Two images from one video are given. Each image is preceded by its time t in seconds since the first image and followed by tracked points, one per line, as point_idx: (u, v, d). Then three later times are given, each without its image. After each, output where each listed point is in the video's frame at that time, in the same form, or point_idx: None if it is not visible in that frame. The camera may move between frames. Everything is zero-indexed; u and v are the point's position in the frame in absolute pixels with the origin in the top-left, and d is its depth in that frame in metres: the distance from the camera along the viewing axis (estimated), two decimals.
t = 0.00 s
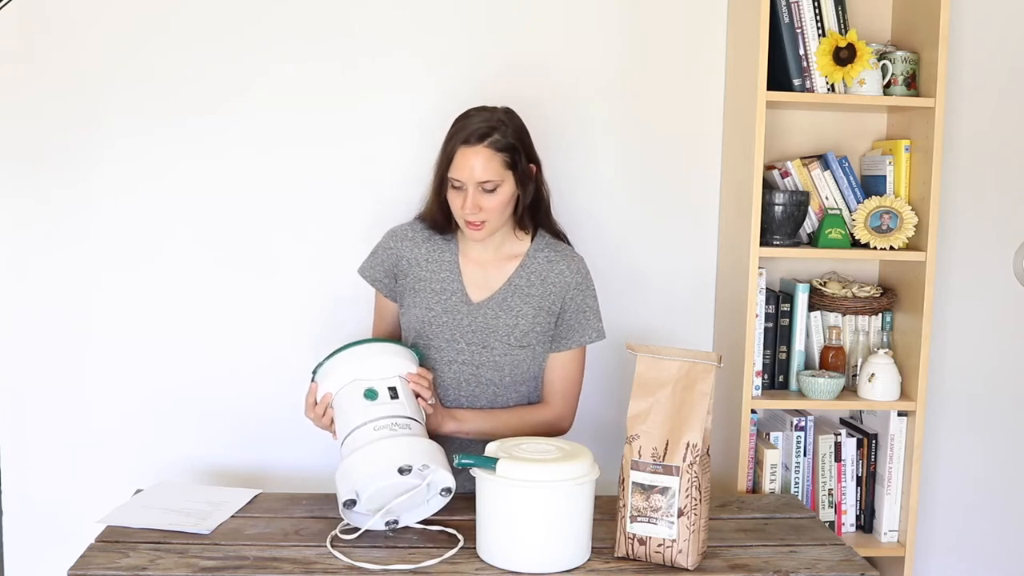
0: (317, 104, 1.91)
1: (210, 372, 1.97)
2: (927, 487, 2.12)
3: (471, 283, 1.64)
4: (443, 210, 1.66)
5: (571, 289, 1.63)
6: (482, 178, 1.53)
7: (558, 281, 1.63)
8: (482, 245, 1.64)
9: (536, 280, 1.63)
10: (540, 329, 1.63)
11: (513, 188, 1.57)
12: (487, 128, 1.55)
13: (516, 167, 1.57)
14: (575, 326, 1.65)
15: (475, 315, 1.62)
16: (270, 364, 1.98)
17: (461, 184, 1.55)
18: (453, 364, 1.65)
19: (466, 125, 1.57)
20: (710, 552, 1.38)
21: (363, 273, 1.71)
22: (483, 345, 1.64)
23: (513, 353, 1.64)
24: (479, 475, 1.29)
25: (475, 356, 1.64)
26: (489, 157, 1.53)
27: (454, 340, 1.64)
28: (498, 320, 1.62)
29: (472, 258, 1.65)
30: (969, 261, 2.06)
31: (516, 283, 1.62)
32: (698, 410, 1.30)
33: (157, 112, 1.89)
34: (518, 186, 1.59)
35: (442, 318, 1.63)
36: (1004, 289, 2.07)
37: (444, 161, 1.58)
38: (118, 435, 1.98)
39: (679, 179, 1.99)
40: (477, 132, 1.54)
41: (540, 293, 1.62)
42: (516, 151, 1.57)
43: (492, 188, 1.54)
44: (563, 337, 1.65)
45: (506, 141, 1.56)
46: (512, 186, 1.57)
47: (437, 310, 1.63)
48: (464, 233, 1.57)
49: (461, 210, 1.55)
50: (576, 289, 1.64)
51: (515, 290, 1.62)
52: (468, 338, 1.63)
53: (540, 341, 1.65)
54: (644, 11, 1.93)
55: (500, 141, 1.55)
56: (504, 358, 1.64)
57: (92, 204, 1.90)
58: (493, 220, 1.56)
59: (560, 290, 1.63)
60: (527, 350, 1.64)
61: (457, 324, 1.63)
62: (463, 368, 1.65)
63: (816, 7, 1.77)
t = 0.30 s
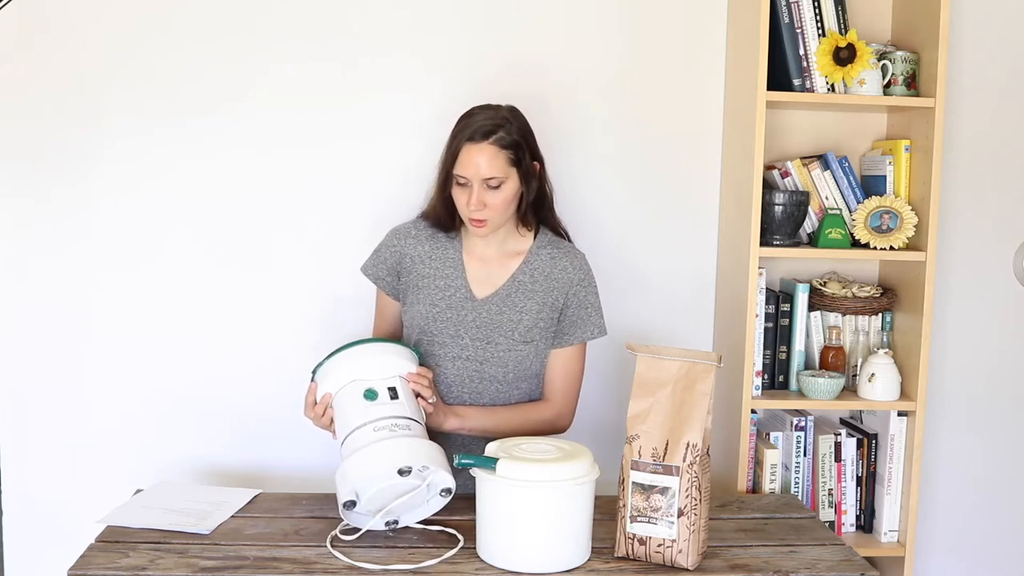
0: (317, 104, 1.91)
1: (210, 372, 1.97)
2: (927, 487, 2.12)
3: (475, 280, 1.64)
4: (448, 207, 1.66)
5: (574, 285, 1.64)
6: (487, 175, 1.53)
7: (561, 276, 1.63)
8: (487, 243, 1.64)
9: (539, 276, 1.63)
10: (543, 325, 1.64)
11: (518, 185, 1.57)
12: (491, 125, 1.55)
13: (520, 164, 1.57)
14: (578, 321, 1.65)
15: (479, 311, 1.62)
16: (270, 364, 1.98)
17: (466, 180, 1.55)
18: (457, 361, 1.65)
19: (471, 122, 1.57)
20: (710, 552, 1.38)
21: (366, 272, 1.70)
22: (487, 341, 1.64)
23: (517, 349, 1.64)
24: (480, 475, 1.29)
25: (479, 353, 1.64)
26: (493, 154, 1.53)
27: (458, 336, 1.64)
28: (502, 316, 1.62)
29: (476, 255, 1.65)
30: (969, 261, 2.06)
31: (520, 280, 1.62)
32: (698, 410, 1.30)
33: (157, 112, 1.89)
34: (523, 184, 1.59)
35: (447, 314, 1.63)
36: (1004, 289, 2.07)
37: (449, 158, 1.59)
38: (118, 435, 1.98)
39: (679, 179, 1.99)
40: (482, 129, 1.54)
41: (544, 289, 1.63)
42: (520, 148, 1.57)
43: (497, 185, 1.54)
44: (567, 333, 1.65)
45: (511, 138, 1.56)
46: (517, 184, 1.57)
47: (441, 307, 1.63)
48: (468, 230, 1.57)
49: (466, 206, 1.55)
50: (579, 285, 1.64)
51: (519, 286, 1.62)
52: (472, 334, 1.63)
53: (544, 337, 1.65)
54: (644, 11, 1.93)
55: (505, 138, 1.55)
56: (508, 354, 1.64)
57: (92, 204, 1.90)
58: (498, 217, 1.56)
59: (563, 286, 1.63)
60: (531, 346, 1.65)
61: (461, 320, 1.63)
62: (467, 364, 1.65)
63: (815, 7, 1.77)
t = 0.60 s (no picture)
0: (317, 104, 1.91)
1: (210, 372, 1.97)
2: (927, 487, 2.12)
3: (484, 281, 1.64)
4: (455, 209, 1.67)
5: (581, 286, 1.64)
6: (493, 173, 1.54)
7: (569, 277, 1.63)
8: (495, 244, 1.64)
9: (547, 278, 1.63)
10: (550, 326, 1.64)
11: (524, 184, 1.58)
12: (497, 124, 1.56)
13: (526, 163, 1.58)
14: (584, 323, 1.65)
15: (487, 312, 1.62)
16: (270, 364, 1.98)
17: (473, 179, 1.56)
18: (465, 361, 1.65)
19: (476, 121, 1.58)
20: (709, 552, 1.38)
21: (372, 272, 1.69)
22: (495, 342, 1.63)
23: (524, 350, 1.64)
24: (480, 475, 1.29)
25: (487, 354, 1.64)
26: (500, 152, 1.54)
27: (466, 337, 1.64)
28: (511, 317, 1.62)
29: (483, 256, 1.65)
30: (969, 261, 2.06)
31: (528, 280, 1.63)
32: (698, 410, 1.30)
33: (157, 112, 1.89)
34: (530, 183, 1.61)
35: (456, 314, 1.63)
36: (1004, 289, 2.07)
37: (456, 158, 1.60)
38: (118, 435, 1.98)
39: (679, 179, 1.99)
40: (488, 127, 1.56)
41: (551, 290, 1.63)
42: (526, 147, 1.59)
43: (504, 183, 1.56)
44: (573, 334, 1.65)
45: (517, 137, 1.57)
46: (523, 182, 1.58)
47: (450, 307, 1.64)
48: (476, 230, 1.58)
49: (473, 206, 1.56)
50: (586, 286, 1.64)
51: (527, 287, 1.62)
52: (481, 334, 1.63)
53: (550, 338, 1.65)
54: (644, 11, 1.93)
55: (511, 136, 1.56)
56: (516, 355, 1.64)
57: (92, 204, 1.90)
58: (506, 216, 1.57)
59: (571, 287, 1.63)
60: (539, 347, 1.64)
61: (470, 321, 1.63)
62: (475, 365, 1.65)
63: (815, 7, 1.77)
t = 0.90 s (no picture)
0: (316, 105, 1.91)
1: (210, 372, 1.97)
2: (927, 487, 2.12)
3: (490, 277, 1.64)
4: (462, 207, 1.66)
5: (588, 282, 1.64)
6: (497, 167, 1.54)
7: (576, 273, 1.64)
8: (502, 240, 1.64)
9: (554, 274, 1.63)
10: (558, 321, 1.64)
11: (528, 178, 1.59)
12: (501, 118, 1.57)
13: (530, 157, 1.59)
14: (591, 318, 1.65)
15: (495, 307, 1.62)
16: (270, 364, 1.98)
17: (477, 174, 1.57)
18: (473, 358, 1.65)
19: (481, 116, 1.59)
20: (709, 552, 1.38)
21: (379, 270, 1.70)
22: (502, 338, 1.64)
23: (531, 346, 1.64)
24: (479, 475, 1.29)
25: (494, 350, 1.64)
26: (503, 145, 1.55)
27: (474, 332, 1.64)
28: (518, 312, 1.62)
29: (490, 252, 1.65)
30: (969, 261, 2.06)
31: (535, 276, 1.63)
32: (698, 410, 1.30)
33: (157, 112, 1.89)
34: (534, 177, 1.61)
35: (463, 311, 1.63)
36: (1003, 289, 2.07)
37: (461, 154, 1.60)
38: (118, 435, 1.98)
39: (680, 179, 1.99)
40: (492, 121, 1.57)
41: (558, 286, 1.63)
42: (530, 141, 1.59)
43: (507, 177, 1.56)
44: (580, 330, 1.65)
45: (521, 131, 1.57)
46: (527, 176, 1.58)
47: (457, 304, 1.64)
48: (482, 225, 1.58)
49: (477, 199, 1.56)
50: (593, 282, 1.65)
51: (534, 283, 1.63)
52: (488, 330, 1.63)
53: (557, 334, 1.65)
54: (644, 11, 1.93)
55: (515, 130, 1.57)
56: (523, 351, 1.64)
57: (92, 204, 1.90)
58: (510, 210, 1.57)
59: (578, 282, 1.64)
60: (546, 343, 1.65)
61: (477, 317, 1.63)
62: (482, 361, 1.65)
63: (815, 7, 1.77)
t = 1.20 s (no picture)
0: (316, 105, 1.91)
1: (211, 372, 1.97)
2: (927, 487, 2.12)
3: (495, 275, 1.64)
4: (463, 205, 1.66)
5: (592, 279, 1.64)
6: (492, 161, 1.55)
7: (580, 270, 1.64)
8: (505, 237, 1.65)
9: (558, 270, 1.63)
10: (562, 318, 1.64)
11: (526, 171, 1.59)
12: (493, 113, 1.57)
13: (527, 151, 1.59)
14: (595, 315, 1.65)
15: (498, 304, 1.62)
16: (270, 364, 1.98)
17: (474, 171, 1.57)
18: (477, 354, 1.65)
19: (476, 112, 1.60)
20: (710, 552, 1.38)
21: (383, 268, 1.70)
22: (506, 335, 1.64)
23: (535, 342, 1.64)
24: (480, 475, 1.29)
25: (498, 347, 1.64)
26: (497, 140, 1.55)
27: (477, 330, 1.64)
28: (522, 309, 1.62)
29: (494, 250, 1.65)
30: (969, 261, 2.06)
31: (539, 273, 1.63)
32: (698, 410, 1.30)
33: (157, 112, 1.89)
34: (533, 170, 1.61)
35: (467, 308, 1.64)
36: (1003, 289, 2.07)
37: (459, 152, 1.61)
38: (118, 435, 1.98)
39: (680, 178, 1.99)
40: (486, 117, 1.57)
41: (561, 282, 1.63)
42: (526, 134, 1.59)
43: (505, 171, 1.56)
44: (584, 326, 1.65)
45: (515, 125, 1.58)
46: (525, 169, 1.58)
47: (461, 301, 1.64)
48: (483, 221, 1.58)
49: (476, 195, 1.57)
50: (597, 278, 1.64)
51: (537, 280, 1.63)
52: (492, 327, 1.63)
53: (561, 331, 1.65)
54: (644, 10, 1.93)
55: (509, 125, 1.57)
56: (527, 347, 1.64)
57: (91, 204, 1.90)
58: (510, 205, 1.57)
59: (582, 279, 1.64)
60: (550, 339, 1.64)
61: (481, 314, 1.63)
62: (486, 358, 1.65)
63: (815, 7, 1.77)
